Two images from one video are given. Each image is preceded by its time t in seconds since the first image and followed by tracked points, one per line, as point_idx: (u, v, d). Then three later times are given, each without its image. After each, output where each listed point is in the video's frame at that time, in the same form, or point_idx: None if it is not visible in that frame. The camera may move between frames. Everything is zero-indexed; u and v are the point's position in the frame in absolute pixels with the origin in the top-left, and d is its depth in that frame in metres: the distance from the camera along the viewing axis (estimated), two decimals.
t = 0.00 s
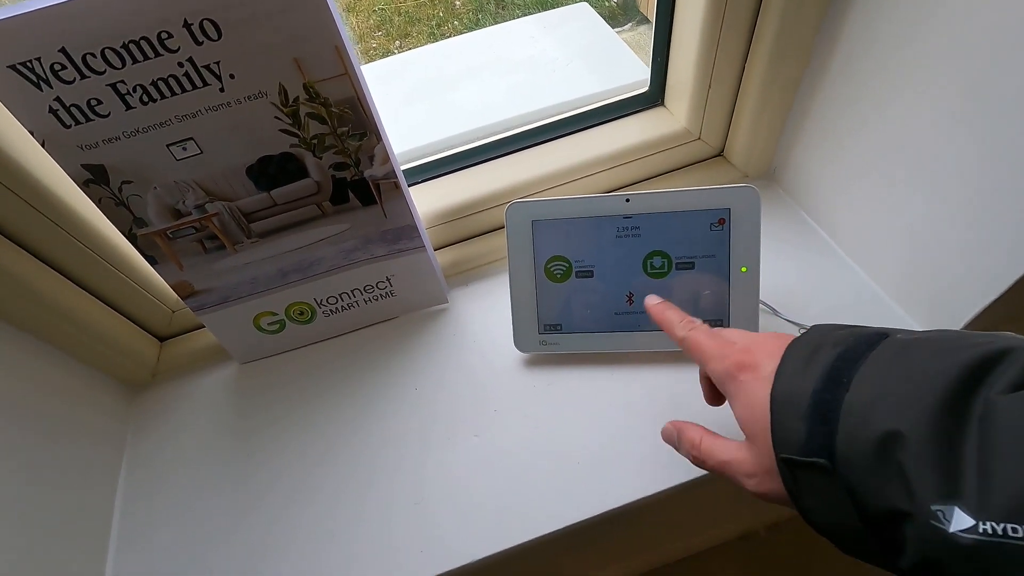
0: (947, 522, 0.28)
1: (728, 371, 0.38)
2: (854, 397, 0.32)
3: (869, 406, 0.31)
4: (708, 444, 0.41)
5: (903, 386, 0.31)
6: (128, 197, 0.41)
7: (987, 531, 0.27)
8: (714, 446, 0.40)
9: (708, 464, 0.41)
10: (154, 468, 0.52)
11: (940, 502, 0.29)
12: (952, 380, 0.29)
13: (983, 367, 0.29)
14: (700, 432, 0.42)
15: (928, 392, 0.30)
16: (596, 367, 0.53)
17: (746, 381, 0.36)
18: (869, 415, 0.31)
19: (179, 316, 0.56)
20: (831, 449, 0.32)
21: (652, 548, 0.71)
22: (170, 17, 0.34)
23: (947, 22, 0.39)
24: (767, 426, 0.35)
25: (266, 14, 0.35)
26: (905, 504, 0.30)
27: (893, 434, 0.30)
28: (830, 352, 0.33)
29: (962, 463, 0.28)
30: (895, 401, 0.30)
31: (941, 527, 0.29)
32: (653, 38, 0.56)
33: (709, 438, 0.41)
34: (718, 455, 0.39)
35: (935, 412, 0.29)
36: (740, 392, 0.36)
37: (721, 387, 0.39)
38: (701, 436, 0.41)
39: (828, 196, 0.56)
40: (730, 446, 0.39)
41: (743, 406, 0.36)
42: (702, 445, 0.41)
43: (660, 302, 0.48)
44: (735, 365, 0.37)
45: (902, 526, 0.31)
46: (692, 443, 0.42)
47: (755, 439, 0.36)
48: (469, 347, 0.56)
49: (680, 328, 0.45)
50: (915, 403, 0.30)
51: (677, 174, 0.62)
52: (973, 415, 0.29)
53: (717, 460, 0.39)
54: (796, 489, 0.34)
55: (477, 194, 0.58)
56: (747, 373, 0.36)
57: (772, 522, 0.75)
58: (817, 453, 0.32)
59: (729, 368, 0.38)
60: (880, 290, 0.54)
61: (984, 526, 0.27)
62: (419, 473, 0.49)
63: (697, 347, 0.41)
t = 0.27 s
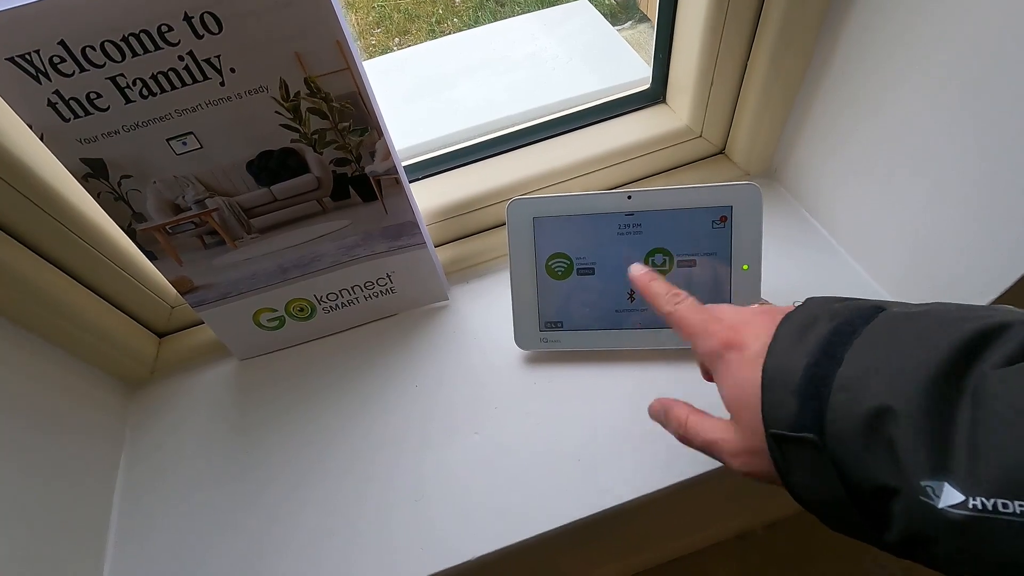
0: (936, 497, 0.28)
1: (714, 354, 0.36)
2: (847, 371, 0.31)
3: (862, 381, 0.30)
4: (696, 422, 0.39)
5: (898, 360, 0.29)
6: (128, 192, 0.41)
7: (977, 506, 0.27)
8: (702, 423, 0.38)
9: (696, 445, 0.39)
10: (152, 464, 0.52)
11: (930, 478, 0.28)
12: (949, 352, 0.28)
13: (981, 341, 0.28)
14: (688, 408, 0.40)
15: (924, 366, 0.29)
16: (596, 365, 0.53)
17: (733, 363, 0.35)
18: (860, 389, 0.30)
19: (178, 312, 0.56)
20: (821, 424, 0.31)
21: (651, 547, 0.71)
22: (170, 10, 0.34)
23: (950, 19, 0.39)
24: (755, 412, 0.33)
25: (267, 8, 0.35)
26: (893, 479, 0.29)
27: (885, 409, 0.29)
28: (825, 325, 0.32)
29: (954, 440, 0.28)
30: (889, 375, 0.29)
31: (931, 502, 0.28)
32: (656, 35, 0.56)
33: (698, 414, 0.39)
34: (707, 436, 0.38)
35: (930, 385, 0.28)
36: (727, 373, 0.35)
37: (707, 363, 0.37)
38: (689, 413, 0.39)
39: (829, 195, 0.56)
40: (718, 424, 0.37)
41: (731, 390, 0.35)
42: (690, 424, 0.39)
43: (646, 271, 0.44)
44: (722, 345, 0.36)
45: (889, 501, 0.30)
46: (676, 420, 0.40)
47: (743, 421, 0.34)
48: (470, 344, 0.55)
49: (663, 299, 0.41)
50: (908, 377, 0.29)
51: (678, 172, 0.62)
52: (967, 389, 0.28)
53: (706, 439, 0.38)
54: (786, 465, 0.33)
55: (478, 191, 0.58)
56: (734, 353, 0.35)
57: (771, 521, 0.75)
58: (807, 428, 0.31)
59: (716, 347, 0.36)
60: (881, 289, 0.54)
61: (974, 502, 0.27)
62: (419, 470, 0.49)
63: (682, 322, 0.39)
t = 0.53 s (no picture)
0: (935, 491, 0.27)
1: (697, 363, 0.37)
2: (839, 360, 0.30)
3: (853, 371, 0.30)
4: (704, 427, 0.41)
5: (888, 346, 0.29)
6: (129, 188, 0.40)
7: (978, 500, 0.27)
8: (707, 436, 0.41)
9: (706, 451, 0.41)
10: (154, 462, 0.52)
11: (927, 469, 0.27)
12: (938, 337, 0.28)
13: (967, 325, 0.28)
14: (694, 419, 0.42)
15: (914, 351, 0.29)
16: (598, 363, 0.53)
17: (716, 371, 0.35)
18: (853, 378, 0.30)
19: (179, 309, 0.56)
20: (815, 418, 0.31)
21: (653, 547, 0.71)
22: (172, 5, 0.34)
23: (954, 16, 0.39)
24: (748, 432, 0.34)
25: (269, 4, 0.35)
26: (888, 473, 0.29)
27: (877, 400, 0.29)
28: (812, 311, 0.32)
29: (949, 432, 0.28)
30: (880, 363, 0.29)
31: (930, 497, 0.28)
32: (658, 33, 0.56)
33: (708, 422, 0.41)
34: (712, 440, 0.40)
35: (921, 374, 0.28)
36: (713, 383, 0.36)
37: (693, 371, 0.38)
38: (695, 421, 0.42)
39: (832, 194, 0.56)
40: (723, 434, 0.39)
41: (720, 398, 0.35)
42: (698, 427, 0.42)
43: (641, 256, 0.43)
44: (704, 353, 0.36)
45: (883, 497, 0.30)
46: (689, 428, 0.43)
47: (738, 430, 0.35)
48: (471, 342, 0.55)
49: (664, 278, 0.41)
50: (900, 366, 0.29)
51: (681, 170, 0.62)
52: (959, 374, 0.28)
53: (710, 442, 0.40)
54: (775, 459, 0.33)
55: (480, 189, 0.57)
56: (716, 362, 0.35)
57: (771, 520, 0.75)
58: (800, 421, 0.31)
59: (698, 357, 0.36)
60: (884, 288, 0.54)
61: (975, 495, 0.27)
62: (421, 469, 0.49)
63: (661, 331, 0.39)
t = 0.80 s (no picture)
0: None
1: (719, 435, 0.39)
2: (856, 440, 0.31)
3: (870, 452, 0.30)
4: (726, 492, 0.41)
5: (907, 428, 0.30)
6: (134, 186, 0.40)
7: None
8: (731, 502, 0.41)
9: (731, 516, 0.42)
10: (156, 461, 0.52)
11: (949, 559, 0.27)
12: (955, 420, 0.29)
13: (989, 408, 0.28)
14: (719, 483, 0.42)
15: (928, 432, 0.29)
16: (602, 364, 0.53)
17: (738, 441, 0.37)
18: (871, 462, 0.30)
19: (183, 308, 0.56)
20: (836, 500, 0.31)
21: (655, 548, 0.71)
22: (178, 3, 0.34)
23: (961, 17, 0.39)
24: (770, 496, 0.35)
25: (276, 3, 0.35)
26: (913, 557, 0.29)
27: (896, 485, 0.29)
28: (828, 388, 0.33)
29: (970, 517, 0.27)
30: (897, 447, 0.30)
31: None
32: (663, 34, 0.56)
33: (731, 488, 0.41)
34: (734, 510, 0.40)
35: (936, 459, 0.28)
36: (736, 454, 0.37)
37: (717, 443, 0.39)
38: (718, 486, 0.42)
39: (837, 195, 0.56)
40: (748, 505, 0.39)
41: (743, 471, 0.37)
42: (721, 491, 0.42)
43: (714, 312, 0.47)
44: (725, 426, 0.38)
45: None
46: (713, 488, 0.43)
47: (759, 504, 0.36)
48: (475, 342, 0.55)
49: (685, 346, 0.45)
50: (917, 450, 0.29)
51: (685, 171, 0.62)
52: (981, 460, 0.28)
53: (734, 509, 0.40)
54: (800, 535, 0.34)
55: (485, 189, 0.57)
56: (737, 433, 0.37)
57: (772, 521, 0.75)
58: (819, 501, 0.32)
59: (720, 429, 0.39)
60: (889, 289, 0.54)
61: None
62: (424, 469, 0.49)
63: (685, 401, 0.42)
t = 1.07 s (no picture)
0: (946, 539, 0.29)
1: (731, 411, 0.41)
2: (856, 412, 0.33)
3: (868, 423, 0.32)
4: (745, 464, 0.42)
5: (903, 398, 0.32)
6: (131, 186, 0.40)
7: (984, 550, 0.28)
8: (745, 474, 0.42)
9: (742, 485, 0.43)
10: (154, 461, 0.52)
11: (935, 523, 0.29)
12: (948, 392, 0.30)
13: (980, 381, 0.30)
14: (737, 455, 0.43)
15: (923, 405, 0.31)
16: (601, 363, 0.53)
17: (748, 416, 0.40)
18: (868, 432, 0.32)
19: (181, 308, 0.56)
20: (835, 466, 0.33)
21: (653, 548, 0.71)
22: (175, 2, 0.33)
23: (960, 16, 0.39)
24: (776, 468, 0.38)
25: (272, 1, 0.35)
26: (904, 520, 0.31)
27: (892, 452, 0.31)
28: (832, 367, 0.35)
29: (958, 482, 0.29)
30: (893, 418, 0.31)
31: (940, 545, 0.29)
32: (661, 33, 0.56)
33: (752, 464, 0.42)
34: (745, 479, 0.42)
35: (929, 429, 0.30)
36: (745, 428, 0.40)
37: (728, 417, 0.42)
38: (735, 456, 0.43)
39: (835, 194, 0.56)
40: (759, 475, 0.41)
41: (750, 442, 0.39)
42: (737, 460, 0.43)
43: (691, 307, 0.50)
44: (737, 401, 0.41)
45: (902, 543, 0.31)
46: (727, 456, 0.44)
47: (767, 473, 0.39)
48: (474, 341, 0.55)
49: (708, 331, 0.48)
50: (911, 420, 0.31)
51: (684, 170, 0.61)
52: (970, 430, 0.30)
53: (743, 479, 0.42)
54: (804, 503, 0.36)
55: (483, 188, 0.57)
56: (748, 408, 0.40)
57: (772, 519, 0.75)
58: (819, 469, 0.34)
59: (732, 404, 0.41)
60: (888, 289, 0.54)
61: (981, 545, 0.28)
62: (422, 469, 0.49)
63: (701, 379, 0.44)
